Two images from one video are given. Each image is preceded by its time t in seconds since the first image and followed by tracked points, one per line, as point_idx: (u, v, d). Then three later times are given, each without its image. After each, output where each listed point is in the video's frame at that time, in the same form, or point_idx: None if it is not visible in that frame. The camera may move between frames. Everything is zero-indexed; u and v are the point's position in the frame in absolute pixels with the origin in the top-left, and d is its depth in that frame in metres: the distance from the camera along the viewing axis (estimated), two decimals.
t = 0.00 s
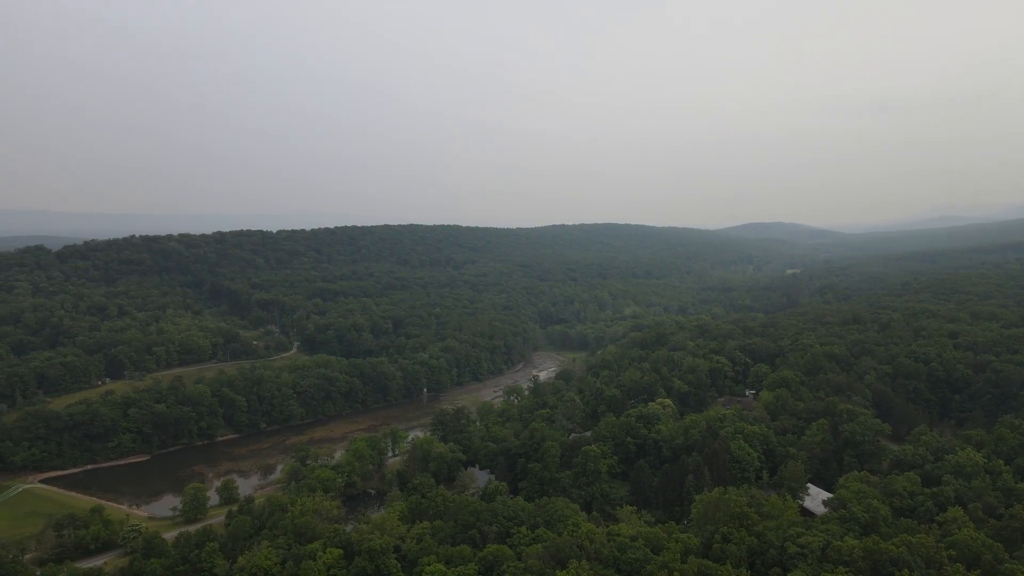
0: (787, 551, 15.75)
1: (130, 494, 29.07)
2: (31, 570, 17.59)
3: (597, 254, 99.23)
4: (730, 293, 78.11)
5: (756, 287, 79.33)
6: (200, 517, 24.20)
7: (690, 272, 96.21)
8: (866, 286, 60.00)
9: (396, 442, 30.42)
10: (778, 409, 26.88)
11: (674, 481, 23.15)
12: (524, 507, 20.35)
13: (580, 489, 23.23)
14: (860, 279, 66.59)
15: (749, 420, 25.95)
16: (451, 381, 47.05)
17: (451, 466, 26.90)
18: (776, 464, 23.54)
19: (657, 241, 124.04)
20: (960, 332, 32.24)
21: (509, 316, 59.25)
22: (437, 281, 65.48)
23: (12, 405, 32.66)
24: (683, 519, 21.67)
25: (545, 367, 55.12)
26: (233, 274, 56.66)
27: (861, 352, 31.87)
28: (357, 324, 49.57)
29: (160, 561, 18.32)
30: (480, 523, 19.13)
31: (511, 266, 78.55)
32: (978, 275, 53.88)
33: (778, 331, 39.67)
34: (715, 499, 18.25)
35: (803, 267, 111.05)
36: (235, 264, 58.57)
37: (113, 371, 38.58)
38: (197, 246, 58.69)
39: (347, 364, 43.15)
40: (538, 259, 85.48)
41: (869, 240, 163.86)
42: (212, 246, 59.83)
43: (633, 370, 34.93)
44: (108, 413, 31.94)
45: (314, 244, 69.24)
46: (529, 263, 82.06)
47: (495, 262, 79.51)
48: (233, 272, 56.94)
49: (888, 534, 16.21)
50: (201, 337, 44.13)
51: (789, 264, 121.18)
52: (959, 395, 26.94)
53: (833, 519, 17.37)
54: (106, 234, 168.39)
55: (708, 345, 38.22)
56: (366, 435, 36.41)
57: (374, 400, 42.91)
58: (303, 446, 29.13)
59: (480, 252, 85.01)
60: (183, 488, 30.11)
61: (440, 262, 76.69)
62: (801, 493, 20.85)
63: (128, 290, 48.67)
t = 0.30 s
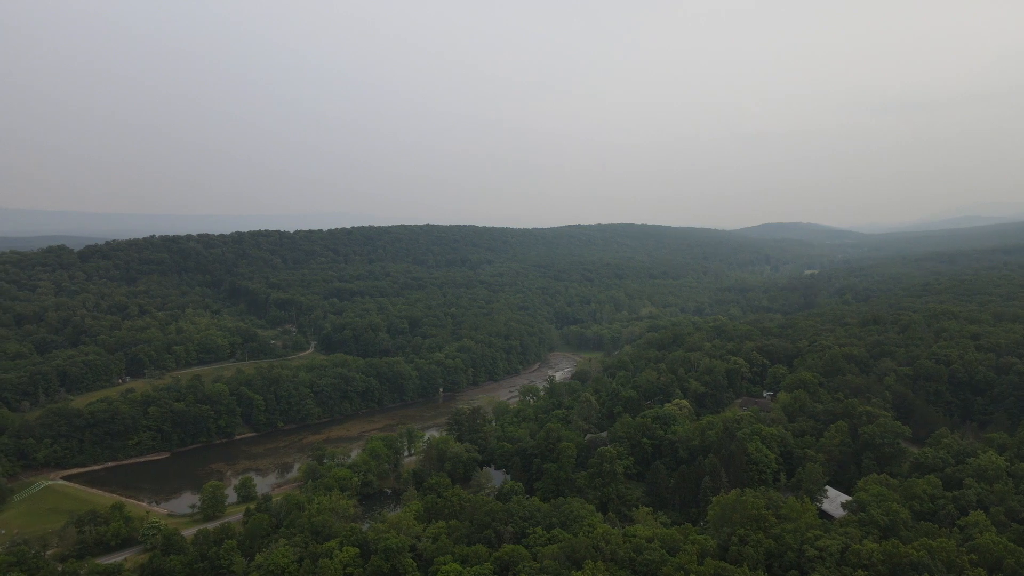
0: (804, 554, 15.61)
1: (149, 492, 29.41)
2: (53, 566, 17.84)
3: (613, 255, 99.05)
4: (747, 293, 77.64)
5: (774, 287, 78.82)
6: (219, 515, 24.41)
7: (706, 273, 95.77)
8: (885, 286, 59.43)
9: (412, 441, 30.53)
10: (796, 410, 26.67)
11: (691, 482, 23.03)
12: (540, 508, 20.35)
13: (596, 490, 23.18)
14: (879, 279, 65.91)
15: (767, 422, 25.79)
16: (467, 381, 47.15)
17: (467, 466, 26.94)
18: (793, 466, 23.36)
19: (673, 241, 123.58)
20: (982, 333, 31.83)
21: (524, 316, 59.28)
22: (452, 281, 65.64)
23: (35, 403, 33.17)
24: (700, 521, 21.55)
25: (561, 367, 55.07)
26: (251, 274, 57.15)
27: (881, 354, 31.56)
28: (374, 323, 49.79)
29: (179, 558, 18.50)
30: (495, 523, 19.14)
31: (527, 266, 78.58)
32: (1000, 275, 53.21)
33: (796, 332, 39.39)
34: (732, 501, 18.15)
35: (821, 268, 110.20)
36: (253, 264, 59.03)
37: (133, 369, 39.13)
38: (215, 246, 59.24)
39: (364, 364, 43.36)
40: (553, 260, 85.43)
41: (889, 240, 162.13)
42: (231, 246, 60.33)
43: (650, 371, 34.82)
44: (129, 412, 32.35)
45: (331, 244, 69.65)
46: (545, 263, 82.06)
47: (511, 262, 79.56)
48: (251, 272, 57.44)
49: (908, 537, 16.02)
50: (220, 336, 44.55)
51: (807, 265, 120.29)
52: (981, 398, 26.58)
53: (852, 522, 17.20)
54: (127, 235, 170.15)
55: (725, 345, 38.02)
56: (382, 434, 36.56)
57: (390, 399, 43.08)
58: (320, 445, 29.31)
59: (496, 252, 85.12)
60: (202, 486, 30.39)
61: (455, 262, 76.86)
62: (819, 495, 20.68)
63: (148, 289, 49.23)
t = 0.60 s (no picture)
0: (822, 557, 15.47)
1: (169, 489, 29.72)
2: (74, 562, 18.07)
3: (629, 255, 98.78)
4: (765, 293, 77.12)
5: (792, 288, 78.21)
6: (237, 513, 24.60)
7: (723, 273, 95.28)
8: (905, 287, 58.81)
9: (427, 441, 30.62)
10: (814, 412, 26.45)
11: (707, 484, 22.91)
12: (555, 508, 20.32)
13: (611, 491, 23.12)
14: (899, 280, 65.18)
15: (784, 423, 25.59)
16: (482, 381, 47.20)
17: (482, 466, 26.96)
18: (812, 468, 23.18)
19: (689, 241, 123.00)
20: (1004, 335, 31.40)
21: (540, 316, 59.26)
22: (468, 281, 65.75)
23: (57, 401, 33.60)
24: (716, 523, 21.43)
25: (577, 367, 54.98)
26: (269, 274, 57.59)
27: (901, 355, 31.21)
28: (390, 323, 50.00)
29: (197, 555, 18.67)
30: (511, 523, 19.14)
31: (543, 266, 78.55)
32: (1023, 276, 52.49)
33: (814, 333, 39.06)
34: (749, 503, 18.04)
35: (840, 269, 109.25)
36: (271, 264, 59.47)
37: (152, 368, 39.58)
38: (234, 246, 59.76)
39: (380, 364, 43.55)
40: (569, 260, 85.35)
41: (909, 241, 160.31)
42: (249, 246, 60.80)
43: (666, 371, 34.68)
44: (149, 410, 32.72)
45: (348, 244, 70.04)
46: (561, 263, 81.99)
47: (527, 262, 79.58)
48: (269, 272, 57.88)
49: (928, 541, 15.84)
50: (238, 336, 44.94)
51: (826, 266, 119.29)
52: (1003, 400, 26.21)
53: (871, 526, 17.03)
54: (147, 235, 171.80)
55: (742, 346, 37.78)
56: (398, 433, 36.70)
57: (406, 399, 43.22)
58: (337, 444, 29.46)
59: (512, 252, 85.17)
60: (220, 484, 30.66)
61: (471, 262, 77.00)
62: (837, 497, 20.48)
63: (168, 289, 49.75)
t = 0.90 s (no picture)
0: (841, 560, 15.32)
1: (187, 487, 29.99)
2: (95, 558, 18.28)
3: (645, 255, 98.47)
4: (782, 294, 76.54)
5: (810, 288, 77.55)
6: (254, 510, 24.76)
7: (740, 273, 94.72)
8: (925, 288, 58.16)
9: (443, 440, 30.69)
10: (833, 414, 26.21)
11: (724, 486, 22.76)
12: (570, 509, 20.27)
13: (627, 492, 23.06)
14: (920, 281, 64.44)
15: (803, 425, 25.37)
16: (498, 381, 47.22)
17: (498, 466, 26.97)
18: (830, 471, 22.97)
19: (706, 241, 122.39)
20: None
21: (556, 317, 59.21)
22: (484, 281, 65.81)
23: (79, 398, 34.04)
24: (733, 525, 21.29)
25: (593, 368, 54.85)
26: (286, 274, 57.98)
27: (921, 357, 30.84)
28: (406, 323, 50.16)
29: (215, 552, 18.83)
30: (526, 523, 19.13)
31: (559, 266, 78.46)
32: None
33: (833, 334, 38.71)
34: (766, 505, 17.90)
35: (858, 269, 108.25)
36: (288, 264, 59.86)
37: (172, 367, 40.00)
38: (251, 246, 60.23)
39: (396, 363, 43.70)
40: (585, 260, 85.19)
41: (930, 241, 158.43)
42: (267, 246, 61.25)
43: (682, 372, 34.52)
44: (168, 408, 33.06)
45: (364, 244, 70.36)
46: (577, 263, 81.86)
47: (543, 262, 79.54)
48: (286, 272, 58.27)
49: (949, 545, 15.65)
50: (256, 335, 45.28)
51: (844, 266, 118.27)
52: None
53: (891, 529, 16.84)
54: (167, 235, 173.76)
55: (760, 347, 37.51)
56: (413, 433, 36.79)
57: (422, 399, 43.33)
58: (353, 443, 29.58)
59: (528, 252, 85.16)
60: (238, 482, 30.91)
61: (487, 262, 77.07)
62: (856, 500, 20.27)
63: (187, 288, 50.24)
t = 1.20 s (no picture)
0: (859, 564, 15.17)
1: (205, 485, 30.27)
2: (115, 554, 18.49)
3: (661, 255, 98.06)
4: (801, 295, 75.91)
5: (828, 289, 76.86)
6: (271, 509, 24.94)
7: (757, 273, 94.10)
8: (945, 289, 57.48)
9: (459, 440, 30.73)
10: (852, 416, 25.94)
11: (741, 487, 22.61)
12: (585, 510, 20.22)
13: (643, 493, 22.98)
14: (940, 282, 63.69)
15: (821, 427, 25.14)
16: (514, 381, 47.22)
17: (513, 467, 26.96)
18: (848, 473, 22.75)
19: (723, 241, 121.69)
20: None
21: (571, 317, 59.12)
22: (500, 281, 65.84)
23: (100, 396, 34.48)
24: (750, 527, 21.15)
25: (608, 368, 54.70)
26: (304, 273, 58.35)
27: (942, 359, 30.43)
28: (422, 323, 50.31)
29: (232, 550, 18.98)
30: (542, 524, 19.11)
31: (575, 267, 78.33)
32: None
33: (852, 336, 38.31)
34: (784, 507, 17.75)
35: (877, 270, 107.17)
36: (305, 264, 60.23)
37: (191, 365, 40.39)
38: (269, 246, 60.67)
39: (412, 363, 43.83)
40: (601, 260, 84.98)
41: (952, 241, 156.30)
42: (284, 246, 61.68)
43: (699, 373, 34.34)
44: (187, 406, 33.39)
45: (381, 244, 70.64)
46: (593, 264, 81.68)
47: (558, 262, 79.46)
48: (303, 272, 58.65)
49: (970, 550, 15.43)
50: (273, 335, 45.60)
51: (863, 266, 117.10)
52: None
53: (911, 532, 16.63)
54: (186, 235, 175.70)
55: (777, 348, 37.22)
56: (429, 433, 36.86)
57: (437, 399, 43.41)
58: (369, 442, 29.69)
59: (544, 253, 85.10)
60: (255, 480, 31.16)
61: (503, 262, 77.09)
62: (875, 503, 20.05)
63: (205, 288, 50.70)
